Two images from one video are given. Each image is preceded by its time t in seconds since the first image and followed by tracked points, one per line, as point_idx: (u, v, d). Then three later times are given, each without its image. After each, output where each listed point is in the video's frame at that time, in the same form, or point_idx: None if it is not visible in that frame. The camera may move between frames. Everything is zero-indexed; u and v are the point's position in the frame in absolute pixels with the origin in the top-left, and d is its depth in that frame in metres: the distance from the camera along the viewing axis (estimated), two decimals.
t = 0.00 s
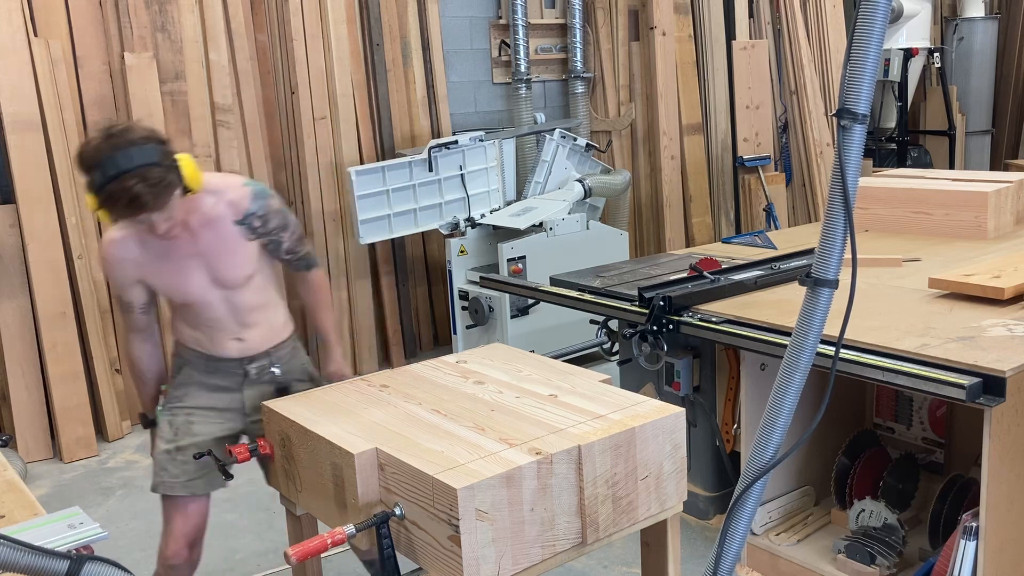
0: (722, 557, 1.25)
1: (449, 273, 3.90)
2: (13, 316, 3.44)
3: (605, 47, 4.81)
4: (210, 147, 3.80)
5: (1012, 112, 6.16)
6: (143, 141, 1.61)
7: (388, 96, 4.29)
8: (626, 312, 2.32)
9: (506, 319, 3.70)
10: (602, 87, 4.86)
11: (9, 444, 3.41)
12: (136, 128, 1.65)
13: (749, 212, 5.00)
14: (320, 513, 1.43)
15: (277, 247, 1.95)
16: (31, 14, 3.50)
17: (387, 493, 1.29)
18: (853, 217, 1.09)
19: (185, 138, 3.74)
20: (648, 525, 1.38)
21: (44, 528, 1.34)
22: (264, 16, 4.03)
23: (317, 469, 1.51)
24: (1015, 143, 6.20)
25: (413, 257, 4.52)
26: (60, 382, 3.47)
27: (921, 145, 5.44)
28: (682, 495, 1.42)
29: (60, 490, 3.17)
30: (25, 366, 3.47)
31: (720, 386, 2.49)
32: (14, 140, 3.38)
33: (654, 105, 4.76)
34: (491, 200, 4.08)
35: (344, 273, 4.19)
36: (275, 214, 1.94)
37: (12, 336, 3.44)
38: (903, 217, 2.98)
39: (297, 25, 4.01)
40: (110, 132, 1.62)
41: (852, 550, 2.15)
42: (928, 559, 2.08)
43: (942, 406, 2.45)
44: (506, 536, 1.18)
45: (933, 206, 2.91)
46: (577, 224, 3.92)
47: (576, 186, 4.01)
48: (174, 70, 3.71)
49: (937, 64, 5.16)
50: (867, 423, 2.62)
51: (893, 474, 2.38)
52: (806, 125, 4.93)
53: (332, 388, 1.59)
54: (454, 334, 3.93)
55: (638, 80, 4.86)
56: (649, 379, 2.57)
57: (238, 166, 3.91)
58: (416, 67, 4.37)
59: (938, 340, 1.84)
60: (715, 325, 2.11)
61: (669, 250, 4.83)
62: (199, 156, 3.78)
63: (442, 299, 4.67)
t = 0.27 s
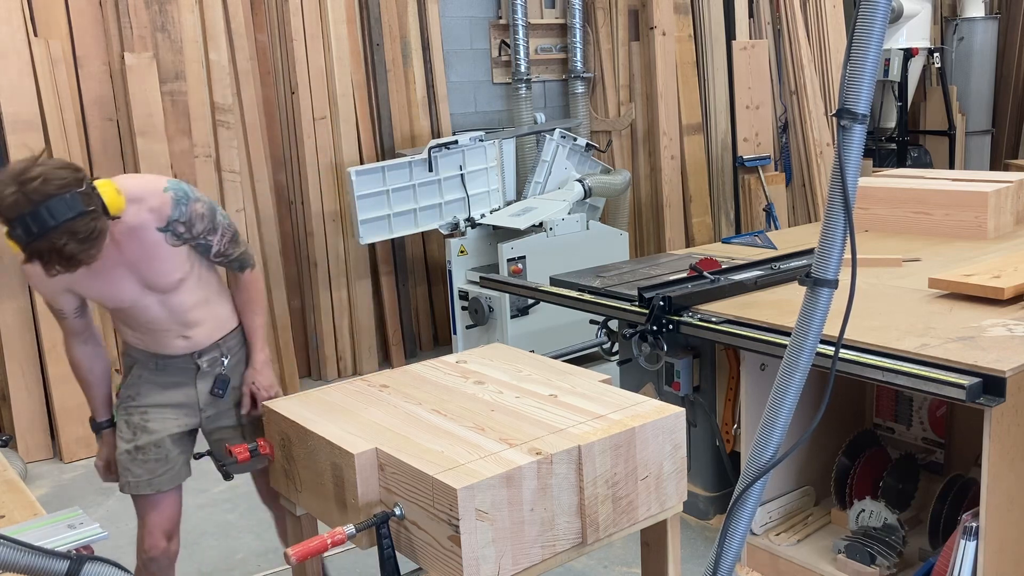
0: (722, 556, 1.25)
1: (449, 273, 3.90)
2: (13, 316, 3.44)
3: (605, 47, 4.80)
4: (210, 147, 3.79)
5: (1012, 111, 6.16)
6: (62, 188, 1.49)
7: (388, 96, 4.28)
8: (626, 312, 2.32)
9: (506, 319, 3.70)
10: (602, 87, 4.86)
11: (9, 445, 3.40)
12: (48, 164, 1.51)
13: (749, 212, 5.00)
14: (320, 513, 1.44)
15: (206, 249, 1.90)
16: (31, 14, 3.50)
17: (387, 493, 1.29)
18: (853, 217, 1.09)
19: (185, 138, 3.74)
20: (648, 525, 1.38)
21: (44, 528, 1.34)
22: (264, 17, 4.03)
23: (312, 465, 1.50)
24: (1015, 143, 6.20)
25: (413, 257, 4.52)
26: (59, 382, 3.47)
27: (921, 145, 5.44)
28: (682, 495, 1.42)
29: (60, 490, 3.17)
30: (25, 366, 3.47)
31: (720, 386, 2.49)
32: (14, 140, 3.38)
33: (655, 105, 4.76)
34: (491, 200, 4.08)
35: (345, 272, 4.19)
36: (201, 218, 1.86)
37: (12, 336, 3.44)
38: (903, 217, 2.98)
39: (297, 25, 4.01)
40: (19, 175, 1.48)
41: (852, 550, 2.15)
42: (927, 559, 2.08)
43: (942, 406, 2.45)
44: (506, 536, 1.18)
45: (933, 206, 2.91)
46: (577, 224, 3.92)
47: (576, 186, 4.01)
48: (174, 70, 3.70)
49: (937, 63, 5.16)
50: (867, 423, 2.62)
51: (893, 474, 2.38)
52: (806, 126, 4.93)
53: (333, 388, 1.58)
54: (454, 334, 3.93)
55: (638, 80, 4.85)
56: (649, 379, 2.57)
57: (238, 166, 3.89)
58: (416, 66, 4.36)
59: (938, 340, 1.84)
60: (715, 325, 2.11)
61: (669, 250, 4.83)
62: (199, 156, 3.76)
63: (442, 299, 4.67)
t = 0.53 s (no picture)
0: (722, 556, 1.25)
1: (449, 273, 3.90)
2: (13, 316, 3.44)
3: (605, 47, 4.80)
4: (210, 147, 3.78)
5: (1012, 111, 6.16)
6: (56, 185, 1.50)
7: (388, 96, 4.28)
8: (626, 312, 2.32)
9: (506, 319, 3.70)
10: (602, 87, 4.85)
11: (9, 445, 3.40)
12: (40, 159, 1.51)
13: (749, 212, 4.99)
14: (320, 513, 1.43)
15: (191, 245, 1.91)
16: (31, 14, 3.50)
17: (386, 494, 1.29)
18: (853, 217, 1.09)
19: (185, 138, 3.73)
20: (648, 525, 1.38)
21: (44, 528, 1.34)
22: (264, 16, 4.04)
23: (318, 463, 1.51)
24: (1014, 143, 6.20)
25: (413, 257, 4.52)
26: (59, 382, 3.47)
27: (921, 145, 5.44)
28: (682, 495, 1.42)
29: (60, 490, 3.17)
30: (25, 366, 3.47)
31: (720, 386, 2.49)
32: (14, 140, 3.38)
33: (654, 105, 4.76)
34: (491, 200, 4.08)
35: (345, 272, 4.18)
36: (186, 212, 1.87)
37: (12, 336, 3.44)
38: (903, 218, 2.98)
39: (297, 25, 4.01)
40: (11, 170, 1.48)
41: (852, 551, 2.15)
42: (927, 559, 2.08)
43: (942, 406, 2.45)
44: (506, 536, 1.19)
45: (933, 206, 2.91)
46: (577, 224, 3.92)
47: (576, 186, 4.01)
48: (174, 69, 3.70)
49: (937, 63, 5.16)
50: (867, 424, 2.62)
51: (893, 474, 2.38)
52: (805, 126, 4.93)
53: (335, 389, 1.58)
54: (454, 333, 3.93)
55: (638, 80, 4.86)
56: (649, 379, 2.57)
57: (238, 166, 3.87)
58: (416, 66, 4.36)
59: (938, 340, 1.84)
60: (715, 325, 2.11)
61: (669, 250, 4.83)
62: (199, 156, 3.75)
63: (442, 299, 4.67)
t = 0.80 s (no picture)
0: (722, 557, 1.25)
1: (449, 273, 3.99)
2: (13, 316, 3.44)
3: (605, 47, 4.80)
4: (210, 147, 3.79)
5: (1012, 111, 6.16)
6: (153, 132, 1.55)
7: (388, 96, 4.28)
8: (626, 312, 2.32)
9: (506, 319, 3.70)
10: (602, 87, 4.84)
11: (9, 445, 3.41)
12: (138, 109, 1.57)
13: (749, 211, 5.05)
14: (320, 513, 1.44)
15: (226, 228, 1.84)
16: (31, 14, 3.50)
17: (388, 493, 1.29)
18: (853, 217, 1.09)
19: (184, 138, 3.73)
20: (648, 524, 1.40)
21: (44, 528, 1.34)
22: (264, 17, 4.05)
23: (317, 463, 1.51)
24: (1014, 143, 6.20)
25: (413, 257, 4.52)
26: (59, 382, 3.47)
27: (921, 145, 5.44)
28: (682, 495, 1.45)
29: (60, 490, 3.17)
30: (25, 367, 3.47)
31: (720, 386, 2.52)
32: (14, 140, 3.38)
33: (654, 105, 4.76)
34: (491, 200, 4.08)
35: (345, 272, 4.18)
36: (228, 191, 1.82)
37: (12, 337, 3.44)
38: (903, 218, 2.98)
39: (297, 25, 4.01)
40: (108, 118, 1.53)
41: (852, 551, 2.15)
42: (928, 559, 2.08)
43: (942, 406, 2.46)
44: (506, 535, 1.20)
45: (933, 206, 2.91)
46: (577, 224, 3.93)
47: (576, 186, 4.02)
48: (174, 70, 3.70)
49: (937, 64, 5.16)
50: (867, 424, 2.61)
51: (893, 474, 2.39)
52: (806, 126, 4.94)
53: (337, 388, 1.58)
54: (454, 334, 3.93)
55: (639, 80, 4.89)
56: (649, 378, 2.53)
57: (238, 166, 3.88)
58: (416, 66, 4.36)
59: (937, 340, 1.84)
60: (715, 325, 2.11)
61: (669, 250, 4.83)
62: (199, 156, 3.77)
63: (442, 299, 4.67)
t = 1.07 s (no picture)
0: (720, 554, 1.24)
1: (450, 272, 4.05)
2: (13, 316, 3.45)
3: (605, 47, 4.80)
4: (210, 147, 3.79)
5: (1012, 111, 6.16)
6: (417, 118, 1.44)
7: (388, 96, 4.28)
8: (625, 312, 2.32)
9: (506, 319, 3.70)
10: (602, 87, 4.85)
11: (9, 445, 3.41)
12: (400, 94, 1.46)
13: (749, 212, 5.03)
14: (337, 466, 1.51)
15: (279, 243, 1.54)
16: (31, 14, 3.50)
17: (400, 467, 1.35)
18: (850, 218, 1.08)
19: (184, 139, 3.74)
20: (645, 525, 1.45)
21: (45, 527, 1.34)
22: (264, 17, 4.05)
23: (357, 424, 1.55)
24: (1015, 143, 6.20)
25: (414, 257, 4.52)
26: (60, 382, 3.48)
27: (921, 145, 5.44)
28: (682, 496, 1.49)
29: (60, 490, 3.17)
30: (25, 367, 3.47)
31: (720, 386, 2.50)
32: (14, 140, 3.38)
33: (654, 105, 4.76)
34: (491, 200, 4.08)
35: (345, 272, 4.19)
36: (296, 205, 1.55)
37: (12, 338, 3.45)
38: (902, 217, 2.98)
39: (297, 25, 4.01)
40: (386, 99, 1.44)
41: (852, 551, 2.15)
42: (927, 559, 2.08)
43: (942, 406, 2.46)
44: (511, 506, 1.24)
45: (933, 206, 2.91)
46: (577, 224, 3.93)
47: (576, 186, 4.01)
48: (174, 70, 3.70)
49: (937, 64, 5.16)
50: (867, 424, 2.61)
51: (893, 475, 2.39)
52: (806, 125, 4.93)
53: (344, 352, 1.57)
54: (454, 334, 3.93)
55: (638, 80, 4.87)
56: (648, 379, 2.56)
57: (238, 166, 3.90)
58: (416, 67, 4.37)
59: (937, 340, 1.84)
60: (715, 325, 2.11)
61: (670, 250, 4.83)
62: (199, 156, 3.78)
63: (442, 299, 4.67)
